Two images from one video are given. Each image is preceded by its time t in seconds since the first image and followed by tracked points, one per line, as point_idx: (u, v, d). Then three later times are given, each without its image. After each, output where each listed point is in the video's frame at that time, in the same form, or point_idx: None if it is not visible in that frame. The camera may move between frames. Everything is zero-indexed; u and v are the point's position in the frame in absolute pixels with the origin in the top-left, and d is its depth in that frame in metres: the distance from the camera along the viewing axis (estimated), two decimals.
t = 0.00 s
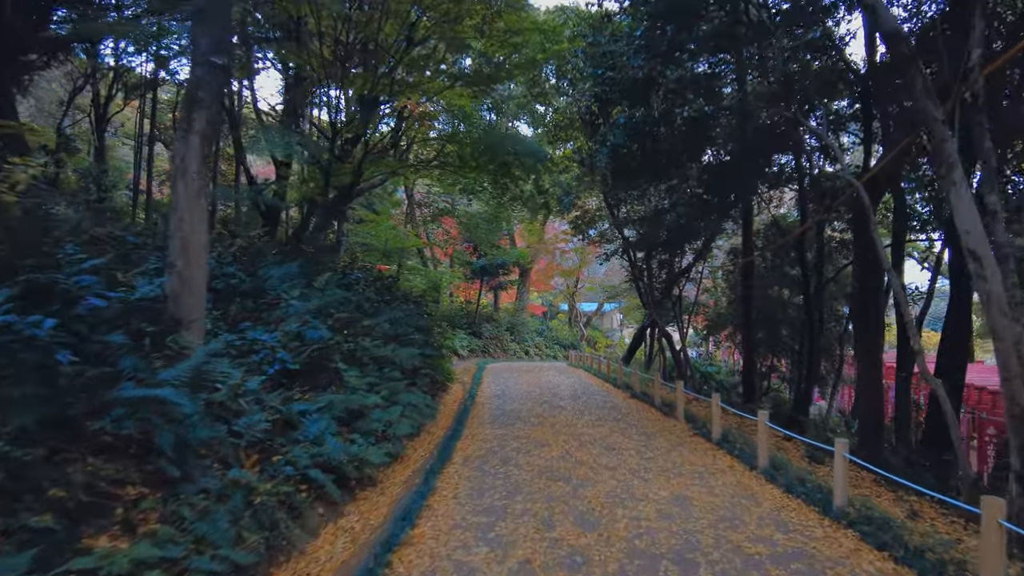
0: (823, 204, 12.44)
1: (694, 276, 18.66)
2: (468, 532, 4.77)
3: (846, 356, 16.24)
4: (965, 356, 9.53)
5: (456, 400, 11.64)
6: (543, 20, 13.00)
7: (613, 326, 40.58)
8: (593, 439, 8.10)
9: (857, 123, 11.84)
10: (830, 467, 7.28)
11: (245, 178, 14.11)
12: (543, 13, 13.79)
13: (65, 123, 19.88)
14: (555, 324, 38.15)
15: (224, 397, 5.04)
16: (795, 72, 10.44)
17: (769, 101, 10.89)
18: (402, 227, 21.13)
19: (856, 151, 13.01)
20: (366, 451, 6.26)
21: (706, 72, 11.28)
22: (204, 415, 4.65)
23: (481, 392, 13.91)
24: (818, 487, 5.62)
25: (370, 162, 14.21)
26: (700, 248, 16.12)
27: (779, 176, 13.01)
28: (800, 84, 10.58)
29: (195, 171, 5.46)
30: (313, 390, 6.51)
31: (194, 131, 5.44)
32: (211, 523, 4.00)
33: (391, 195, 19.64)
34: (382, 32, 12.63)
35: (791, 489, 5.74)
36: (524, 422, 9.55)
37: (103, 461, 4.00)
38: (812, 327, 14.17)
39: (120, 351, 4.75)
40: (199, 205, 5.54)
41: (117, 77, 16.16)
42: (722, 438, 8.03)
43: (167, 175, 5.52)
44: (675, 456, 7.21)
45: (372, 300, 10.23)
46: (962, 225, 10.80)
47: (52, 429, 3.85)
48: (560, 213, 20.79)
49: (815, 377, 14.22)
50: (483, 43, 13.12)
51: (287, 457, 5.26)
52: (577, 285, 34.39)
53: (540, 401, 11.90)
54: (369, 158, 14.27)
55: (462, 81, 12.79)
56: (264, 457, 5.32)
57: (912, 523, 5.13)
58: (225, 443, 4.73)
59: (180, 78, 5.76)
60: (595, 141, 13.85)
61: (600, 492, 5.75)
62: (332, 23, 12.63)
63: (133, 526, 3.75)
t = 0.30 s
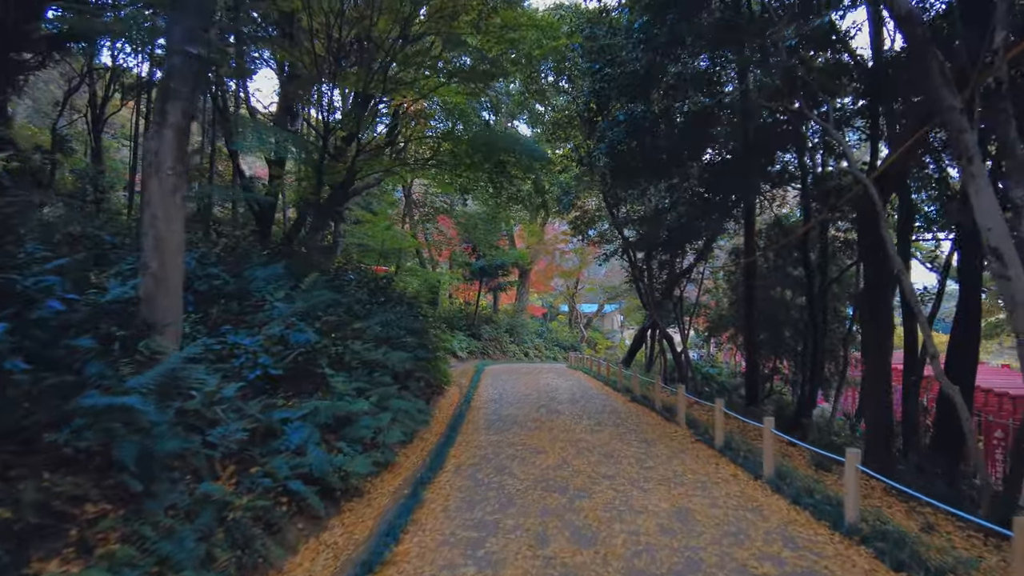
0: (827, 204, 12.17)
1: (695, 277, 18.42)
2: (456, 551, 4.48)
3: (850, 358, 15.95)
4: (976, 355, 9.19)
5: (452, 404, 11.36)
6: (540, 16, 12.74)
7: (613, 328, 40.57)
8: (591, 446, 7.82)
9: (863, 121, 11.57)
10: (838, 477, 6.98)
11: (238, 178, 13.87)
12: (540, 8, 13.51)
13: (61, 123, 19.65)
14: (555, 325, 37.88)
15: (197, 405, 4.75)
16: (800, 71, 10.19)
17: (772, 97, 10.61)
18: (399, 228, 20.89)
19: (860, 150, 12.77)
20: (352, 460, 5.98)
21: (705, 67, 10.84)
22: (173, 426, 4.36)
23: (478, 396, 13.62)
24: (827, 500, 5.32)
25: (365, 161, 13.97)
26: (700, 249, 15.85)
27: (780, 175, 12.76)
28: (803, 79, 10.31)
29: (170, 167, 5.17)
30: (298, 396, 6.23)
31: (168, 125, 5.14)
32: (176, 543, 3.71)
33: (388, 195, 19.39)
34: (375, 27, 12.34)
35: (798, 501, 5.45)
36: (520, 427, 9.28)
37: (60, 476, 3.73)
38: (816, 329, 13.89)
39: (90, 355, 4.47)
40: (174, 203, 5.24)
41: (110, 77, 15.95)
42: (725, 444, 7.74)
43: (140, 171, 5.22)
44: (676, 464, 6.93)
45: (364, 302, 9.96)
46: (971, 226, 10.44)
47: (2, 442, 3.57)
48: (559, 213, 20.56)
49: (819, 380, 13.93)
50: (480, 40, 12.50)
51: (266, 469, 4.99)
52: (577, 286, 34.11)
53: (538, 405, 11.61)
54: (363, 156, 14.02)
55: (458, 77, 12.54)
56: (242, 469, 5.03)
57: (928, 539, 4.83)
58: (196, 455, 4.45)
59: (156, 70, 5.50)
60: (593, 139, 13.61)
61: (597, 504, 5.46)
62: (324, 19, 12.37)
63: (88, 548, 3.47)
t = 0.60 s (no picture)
0: (833, 201, 11.87)
1: (698, 277, 18.11)
2: (445, 565, 4.18)
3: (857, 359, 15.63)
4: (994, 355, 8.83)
5: (449, 407, 11.06)
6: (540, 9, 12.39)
7: (615, 329, 40.30)
8: (592, 450, 7.53)
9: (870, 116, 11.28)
10: (850, 483, 6.66)
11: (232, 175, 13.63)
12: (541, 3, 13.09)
13: (55, 123, 19.43)
14: (557, 326, 37.55)
15: (170, 409, 4.46)
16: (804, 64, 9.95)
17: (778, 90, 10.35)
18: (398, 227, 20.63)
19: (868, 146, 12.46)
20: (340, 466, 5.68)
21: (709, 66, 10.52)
22: (142, 431, 4.07)
23: (476, 397, 13.32)
24: (842, 510, 5.00)
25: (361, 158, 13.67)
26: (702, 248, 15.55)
27: (784, 173, 12.47)
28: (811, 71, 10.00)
29: (143, 156, 4.86)
30: (283, 400, 5.94)
31: (142, 110, 4.83)
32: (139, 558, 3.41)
33: (387, 194, 19.15)
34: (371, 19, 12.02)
35: (811, 510, 5.14)
36: (518, 430, 8.97)
37: (12, 487, 3.44)
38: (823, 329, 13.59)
39: (54, 356, 4.18)
40: (148, 193, 4.93)
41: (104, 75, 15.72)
42: (732, 449, 7.43)
43: (112, 159, 4.91)
44: (681, 469, 6.64)
45: (358, 302, 9.68)
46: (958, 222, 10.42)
47: None
48: (560, 212, 20.27)
49: (826, 381, 13.62)
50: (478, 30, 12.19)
51: (245, 476, 4.70)
52: (579, 286, 33.84)
53: (538, 407, 11.31)
54: (359, 153, 13.76)
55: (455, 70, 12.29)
56: (220, 476, 4.73)
57: (952, 552, 4.51)
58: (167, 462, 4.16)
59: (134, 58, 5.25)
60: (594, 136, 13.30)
61: (597, 514, 5.15)
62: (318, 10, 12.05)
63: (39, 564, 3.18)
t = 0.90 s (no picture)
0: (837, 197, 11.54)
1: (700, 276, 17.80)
2: None
3: (863, 360, 15.31)
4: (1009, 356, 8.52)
5: (444, 409, 10.76)
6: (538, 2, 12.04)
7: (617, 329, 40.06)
8: (590, 457, 7.22)
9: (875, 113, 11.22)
10: (862, 494, 6.34)
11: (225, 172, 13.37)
12: None
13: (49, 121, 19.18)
14: (557, 326, 37.31)
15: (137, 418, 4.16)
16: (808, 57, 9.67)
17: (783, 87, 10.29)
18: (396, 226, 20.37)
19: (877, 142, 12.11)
20: (324, 474, 5.38)
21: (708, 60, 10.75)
22: (103, 443, 3.77)
23: (474, 399, 13.02)
24: (857, 526, 4.69)
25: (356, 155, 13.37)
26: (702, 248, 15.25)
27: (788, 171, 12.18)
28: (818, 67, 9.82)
29: (111, 146, 4.53)
30: (264, 405, 5.63)
31: (109, 96, 4.50)
32: None
33: (385, 192, 18.87)
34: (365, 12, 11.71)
35: (822, 525, 4.83)
36: (514, 434, 8.66)
37: None
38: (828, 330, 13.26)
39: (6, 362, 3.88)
40: (117, 186, 4.59)
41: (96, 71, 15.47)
42: (736, 455, 7.13)
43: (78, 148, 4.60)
44: (683, 478, 6.36)
45: (350, 302, 9.39)
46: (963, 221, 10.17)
47: None
48: (560, 210, 19.98)
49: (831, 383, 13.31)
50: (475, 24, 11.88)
51: (219, 488, 4.39)
52: (580, 286, 33.57)
53: (536, 410, 11.00)
54: (354, 149, 13.46)
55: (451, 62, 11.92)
56: (191, 488, 4.42)
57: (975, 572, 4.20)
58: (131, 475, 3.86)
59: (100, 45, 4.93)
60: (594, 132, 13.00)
61: (595, 529, 4.85)
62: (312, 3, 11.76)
63: None
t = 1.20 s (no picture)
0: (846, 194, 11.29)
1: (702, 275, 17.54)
2: None
3: (868, 361, 15.02)
4: None
5: (440, 411, 10.48)
6: None
7: (618, 328, 40.01)
8: (591, 462, 6.93)
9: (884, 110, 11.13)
10: (877, 501, 6.04)
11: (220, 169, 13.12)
12: None
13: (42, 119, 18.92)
14: (557, 326, 37.13)
15: (102, 421, 3.88)
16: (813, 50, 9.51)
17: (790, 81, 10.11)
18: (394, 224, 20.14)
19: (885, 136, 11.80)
20: (310, 481, 5.09)
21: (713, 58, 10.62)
22: (63, 449, 3.50)
23: (472, 400, 12.75)
24: (873, 537, 4.41)
25: (351, 151, 13.13)
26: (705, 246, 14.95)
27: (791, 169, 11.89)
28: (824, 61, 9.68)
29: (76, 133, 4.29)
30: (247, 408, 5.33)
31: (73, 80, 4.25)
32: None
33: (382, 190, 18.61)
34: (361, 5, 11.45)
35: (838, 536, 4.55)
36: (512, 437, 8.37)
37: None
38: (835, 330, 12.95)
39: None
40: (84, 175, 4.34)
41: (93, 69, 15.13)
42: (743, 459, 6.86)
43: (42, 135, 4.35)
44: (688, 485, 6.07)
45: (343, 301, 9.13)
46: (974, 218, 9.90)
47: None
48: (561, 208, 19.74)
49: (837, 384, 13.02)
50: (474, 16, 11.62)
51: (193, 497, 4.11)
52: (581, 285, 33.36)
53: (535, 411, 10.72)
54: (350, 145, 13.22)
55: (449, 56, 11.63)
56: (163, 497, 4.12)
57: None
58: (94, 485, 3.57)
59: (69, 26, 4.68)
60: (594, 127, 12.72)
61: (595, 540, 4.57)
62: None
63: None
